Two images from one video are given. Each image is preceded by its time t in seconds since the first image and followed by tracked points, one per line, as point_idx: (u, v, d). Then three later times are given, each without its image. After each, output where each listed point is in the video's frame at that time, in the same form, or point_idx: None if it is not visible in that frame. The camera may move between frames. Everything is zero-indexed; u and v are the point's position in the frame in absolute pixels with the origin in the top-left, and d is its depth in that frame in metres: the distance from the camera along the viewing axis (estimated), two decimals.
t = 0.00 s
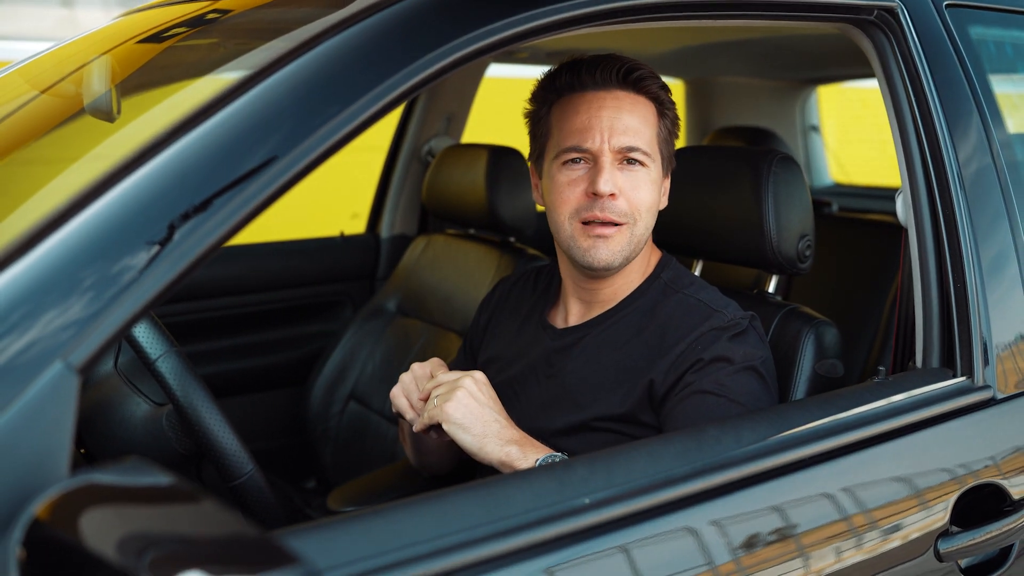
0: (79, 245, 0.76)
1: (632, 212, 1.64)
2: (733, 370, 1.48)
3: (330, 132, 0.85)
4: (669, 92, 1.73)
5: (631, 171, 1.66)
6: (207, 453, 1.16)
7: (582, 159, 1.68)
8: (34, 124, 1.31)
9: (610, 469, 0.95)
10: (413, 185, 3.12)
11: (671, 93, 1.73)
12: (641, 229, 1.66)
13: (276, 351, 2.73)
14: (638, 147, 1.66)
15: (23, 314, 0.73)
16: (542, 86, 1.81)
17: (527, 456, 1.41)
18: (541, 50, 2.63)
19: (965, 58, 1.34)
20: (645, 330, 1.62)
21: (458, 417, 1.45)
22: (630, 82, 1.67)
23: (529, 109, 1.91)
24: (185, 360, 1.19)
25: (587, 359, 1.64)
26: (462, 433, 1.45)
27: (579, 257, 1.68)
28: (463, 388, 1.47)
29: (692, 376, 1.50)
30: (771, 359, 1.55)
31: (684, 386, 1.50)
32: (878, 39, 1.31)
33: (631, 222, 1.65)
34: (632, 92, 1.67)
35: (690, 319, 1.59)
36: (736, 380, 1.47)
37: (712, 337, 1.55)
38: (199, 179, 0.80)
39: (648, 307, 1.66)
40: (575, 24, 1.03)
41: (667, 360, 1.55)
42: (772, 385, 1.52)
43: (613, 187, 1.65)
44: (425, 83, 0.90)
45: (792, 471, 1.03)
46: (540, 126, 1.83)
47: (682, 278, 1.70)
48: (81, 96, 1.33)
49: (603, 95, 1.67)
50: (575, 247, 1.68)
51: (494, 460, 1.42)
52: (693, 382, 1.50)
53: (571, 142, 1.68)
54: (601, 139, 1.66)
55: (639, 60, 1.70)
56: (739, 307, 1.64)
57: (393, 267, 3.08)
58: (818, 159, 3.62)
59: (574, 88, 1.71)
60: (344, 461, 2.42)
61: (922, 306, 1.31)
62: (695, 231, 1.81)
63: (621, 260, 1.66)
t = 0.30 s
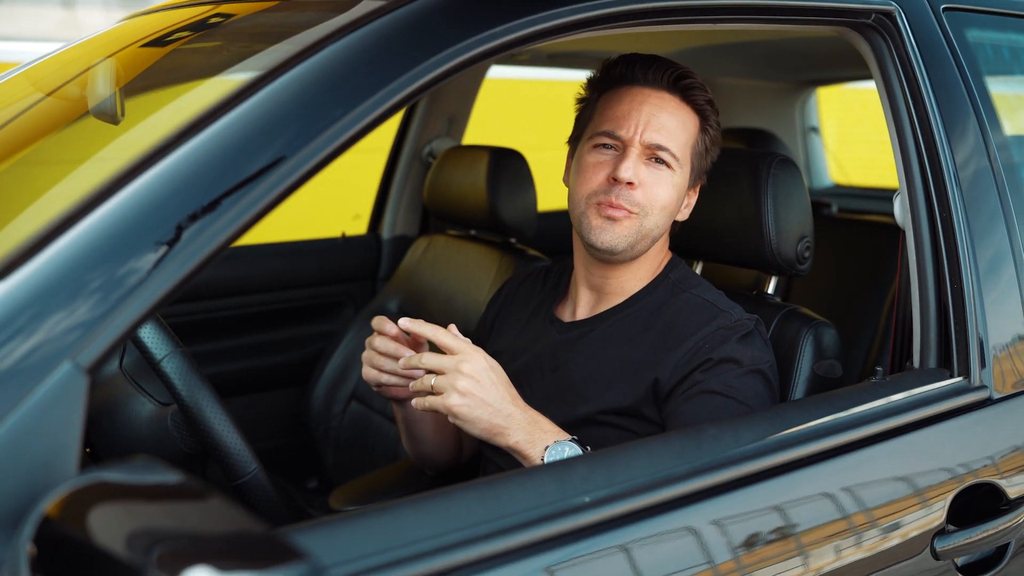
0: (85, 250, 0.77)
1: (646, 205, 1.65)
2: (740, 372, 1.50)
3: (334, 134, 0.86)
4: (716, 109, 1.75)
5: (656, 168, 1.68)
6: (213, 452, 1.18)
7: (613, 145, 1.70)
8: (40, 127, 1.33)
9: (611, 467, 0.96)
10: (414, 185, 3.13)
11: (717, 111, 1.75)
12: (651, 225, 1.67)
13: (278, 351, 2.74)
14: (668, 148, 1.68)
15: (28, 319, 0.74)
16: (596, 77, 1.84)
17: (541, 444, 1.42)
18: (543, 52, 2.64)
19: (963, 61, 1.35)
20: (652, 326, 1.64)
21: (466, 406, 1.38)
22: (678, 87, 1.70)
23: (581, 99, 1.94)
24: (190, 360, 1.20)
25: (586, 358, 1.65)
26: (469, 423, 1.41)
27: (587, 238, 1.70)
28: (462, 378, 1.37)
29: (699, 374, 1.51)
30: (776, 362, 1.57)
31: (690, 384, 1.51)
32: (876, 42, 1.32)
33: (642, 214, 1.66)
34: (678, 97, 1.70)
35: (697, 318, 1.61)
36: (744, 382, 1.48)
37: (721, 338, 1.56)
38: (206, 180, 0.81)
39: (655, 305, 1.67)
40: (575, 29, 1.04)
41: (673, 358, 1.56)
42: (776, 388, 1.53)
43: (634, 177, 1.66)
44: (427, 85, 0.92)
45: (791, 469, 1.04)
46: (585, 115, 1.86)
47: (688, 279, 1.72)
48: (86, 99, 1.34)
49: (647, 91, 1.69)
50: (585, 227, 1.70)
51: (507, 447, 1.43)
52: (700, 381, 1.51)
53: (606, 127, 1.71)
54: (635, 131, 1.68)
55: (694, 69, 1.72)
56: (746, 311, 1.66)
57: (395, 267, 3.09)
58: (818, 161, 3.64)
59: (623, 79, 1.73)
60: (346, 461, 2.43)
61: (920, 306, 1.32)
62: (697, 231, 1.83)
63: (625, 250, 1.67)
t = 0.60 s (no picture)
0: (88, 250, 0.78)
1: (644, 199, 1.69)
2: (735, 370, 1.51)
3: (336, 136, 0.87)
4: (710, 108, 1.79)
5: (652, 163, 1.71)
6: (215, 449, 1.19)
7: (610, 142, 1.74)
8: (44, 129, 1.34)
9: (609, 464, 0.98)
10: (415, 186, 3.15)
11: (711, 109, 1.79)
12: (649, 219, 1.70)
13: (279, 351, 2.75)
14: (664, 143, 1.71)
15: (31, 320, 0.75)
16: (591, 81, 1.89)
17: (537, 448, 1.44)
18: (542, 54, 2.65)
19: (957, 63, 1.36)
20: (648, 326, 1.66)
21: (465, 411, 1.48)
22: (673, 85, 1.74)
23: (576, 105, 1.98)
24: (193, 359, 1.22)
25: (584, 357, 1.66)
26: (467, 428, 1.47)
27: (585, 233, 1.72)
28: (464, 385, 1.50)
29: (693, 373, 1.52)
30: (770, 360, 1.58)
31: (685, 383, 1.52)
32: (872, 44, 1.34)
33: (641, 208, 1.69)
34: (673, 94, 1.74)
35: (691, 317, 1.63)
36: (738, 380, 1.50)
37: (715, 336, 1.58)
38: (208, 180, 0.82)
39: (650, 305, 1.69)
40: (575, 31, 1.05)
41: (668, 358, 1.57)
42: (770, 385, 1.55)
43: (631, 172, 1.70)
44: (427, 88, 0.93)
45: (787, 466, 1.06)
46: (581, 118, 1.90)
47: (684, 278, 1.74)
48: (89, 101, 1.36)
49: (643, 89, 1.73)
50: (584, 222, 1.72)
51: (502, 452, 1.45)
52: (694, 380, 1.52)
53: (603, 125, 1.75)
54: (631, 127, 1.72)
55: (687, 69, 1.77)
56: (740, 309, 1.68)
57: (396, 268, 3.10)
58: (817, 162, 3.65)
59: (618, 79, 1.77)
60: (348, 460, 2.44)
61: (914, 306, 1.33)
62: (693, 231, 1.84)
63: (624, 244, 1.69)
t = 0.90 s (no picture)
0: (93, 255, 0.79)
1: (634, 201, 1.70)
2: (732, 369, 1.54)
3: (340, 139, 0.88)
4: (701, 108, 1.80)
5: (642, 165, 1.73)
6: (220, 448, 1.20)
7: (601, 146, 1.76)
8: (50, 131, 1.36)
9: (610, 463, 0.99)
10: (417, 187, 3.16)
11: (702, 110, 1.81)
12: (641, 221, 1.72)
13: (282, 351, 2.77)
14: (653, 145, 1.73)
15: (37, 324, 0.76)
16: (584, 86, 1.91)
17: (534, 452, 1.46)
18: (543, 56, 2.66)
19: (955, 66, 1.38)
20: (646, 326, 1.67)
21: (462, 422, 1.49)
22: (661, 87, 1.76)
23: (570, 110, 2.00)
24: (199, 359, 1.23)
25: (584, 358, 1.67)
26: (465, 437, 1.48)
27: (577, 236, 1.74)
28: (458, 396, 1.51)
29: (691, 373, 1.54)
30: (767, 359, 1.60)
31: (683, 382, 1.54)
32: (870, 47, 1.35)
33: (631, 210, 1.71)
34: (662, 96, 1.76)
35: (689, 318, 1.64)
36: (735, 379, 1.53)
37: (712, 336, 1.60)
38: (213, 184, 0.84)
39: (647, 306, 1.70)
40: (576, 36, 1.06)
41: (666, 357, 1.59)
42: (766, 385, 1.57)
43: (621, 174, 1.72)
44: (429, 91, 0.94)
45: (786, 465, 1.07)
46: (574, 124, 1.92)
47: (681, 279, 1.76)
48: (95, 104, 1.37)
49: (632, 92, 1.75)
50: (576, 226, 1.74)
51: (499, 457, 1.46)
52: (692, 380, 1.53)
53: (593, 129, 1.77)
54: (620, 130, 1.74)
55: (677, 70, 1.78)
56: (736, 309, 1.70)
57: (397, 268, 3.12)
58: (817, 163, 3.67)
59: (608, 83, 1.79)
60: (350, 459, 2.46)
61: (911, 307, 1.35)
62: (691, 232, 1.86)
63: (616, 246, 1.71)
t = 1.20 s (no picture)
0: (102, 260, 0.80)
1: (622, 209, 1.71)
2: (731, 368, 1.56)
3: (351, 141, 0.90)
4: (683, 107, 1.80)
5: (628, 172, 1.74)
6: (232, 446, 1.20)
7: (585, 154, 1.76)
8: (60, 132, 1.37)
9: (616, 461, 1.00)
10: (421, 188, 3.18)
11: (685, 109, 1.80)
12: (630, 228, 1.73)
13: (286, 351, 2.78)
14: (638, 151, 1.73)
15: (48, 328, 0.77)
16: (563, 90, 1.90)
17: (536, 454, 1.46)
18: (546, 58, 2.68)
19: (957, 69, 1.39)
20: (645, 327, 1.69)
21: (464, 428, 1.50)
22: (642, 91, 1.75)
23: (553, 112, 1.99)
24: (210, 359, 1.24)
25: (588, 358, 1.69)
26: (468, 442, 1.49)
27: (568, 247, 1.75)
28: (461, 403, 1.53)
29: (691, 372, 1.56)
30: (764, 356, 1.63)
31: (684, 382, 1.56)
32: (873, 50, 1.36)
33: (620, 218, 1.72)
34: (644, 100, 1.75)
35: (687, 319, 1.66)
36: (735, 377, 1.55)
37: (710, 335, 1.62)
38: (224, 188, 0.85)
39: (646, 306, 1.72)
40: (581, 39, 1.08)
41: (666, 357, 1.61)
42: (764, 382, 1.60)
43: (607, 184, 1.72)
44: (438, 94, 0.96)
45: (789, 463, 1.08)
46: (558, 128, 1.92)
47: (676, 279, 1.78)
48: (105, 105, 1.39)
49: (614, 98, 1.75)
50: (566, 237, 1.75)
51: (501, 461, 1.45)
52: (693, 379, 1.55)
53: (577, 138, 1.77)
54: (603, 138, 1.74)
55: (656, 71, 1.77)
56: (733, 308, 1.73)
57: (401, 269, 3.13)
58: (819, 163, 3.68)
59: (589, 89, 1.78)
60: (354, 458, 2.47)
61: (913, 307, 1.36)
62: (692, 234, 1.87)
63: (606, 254, 1.72)
